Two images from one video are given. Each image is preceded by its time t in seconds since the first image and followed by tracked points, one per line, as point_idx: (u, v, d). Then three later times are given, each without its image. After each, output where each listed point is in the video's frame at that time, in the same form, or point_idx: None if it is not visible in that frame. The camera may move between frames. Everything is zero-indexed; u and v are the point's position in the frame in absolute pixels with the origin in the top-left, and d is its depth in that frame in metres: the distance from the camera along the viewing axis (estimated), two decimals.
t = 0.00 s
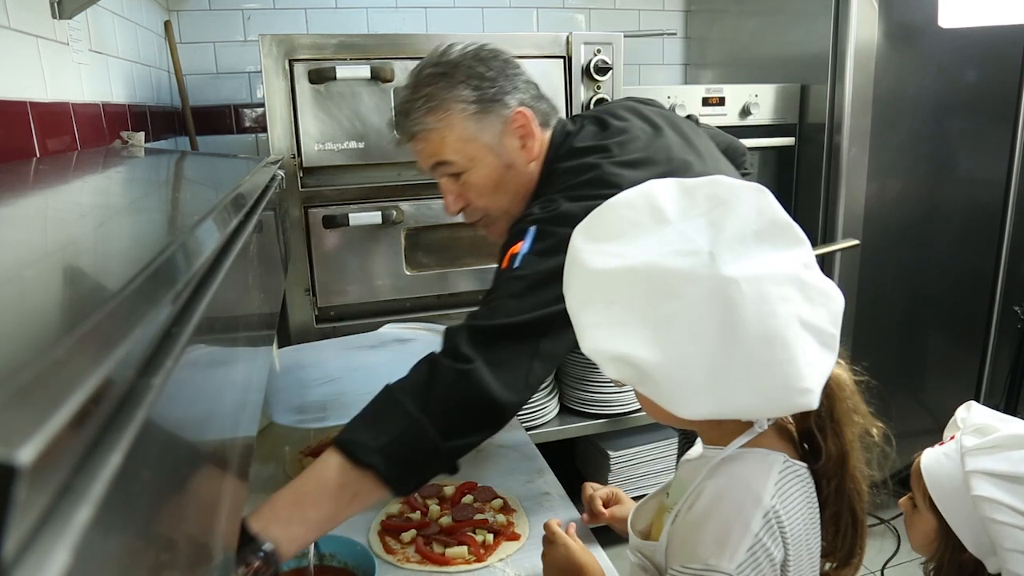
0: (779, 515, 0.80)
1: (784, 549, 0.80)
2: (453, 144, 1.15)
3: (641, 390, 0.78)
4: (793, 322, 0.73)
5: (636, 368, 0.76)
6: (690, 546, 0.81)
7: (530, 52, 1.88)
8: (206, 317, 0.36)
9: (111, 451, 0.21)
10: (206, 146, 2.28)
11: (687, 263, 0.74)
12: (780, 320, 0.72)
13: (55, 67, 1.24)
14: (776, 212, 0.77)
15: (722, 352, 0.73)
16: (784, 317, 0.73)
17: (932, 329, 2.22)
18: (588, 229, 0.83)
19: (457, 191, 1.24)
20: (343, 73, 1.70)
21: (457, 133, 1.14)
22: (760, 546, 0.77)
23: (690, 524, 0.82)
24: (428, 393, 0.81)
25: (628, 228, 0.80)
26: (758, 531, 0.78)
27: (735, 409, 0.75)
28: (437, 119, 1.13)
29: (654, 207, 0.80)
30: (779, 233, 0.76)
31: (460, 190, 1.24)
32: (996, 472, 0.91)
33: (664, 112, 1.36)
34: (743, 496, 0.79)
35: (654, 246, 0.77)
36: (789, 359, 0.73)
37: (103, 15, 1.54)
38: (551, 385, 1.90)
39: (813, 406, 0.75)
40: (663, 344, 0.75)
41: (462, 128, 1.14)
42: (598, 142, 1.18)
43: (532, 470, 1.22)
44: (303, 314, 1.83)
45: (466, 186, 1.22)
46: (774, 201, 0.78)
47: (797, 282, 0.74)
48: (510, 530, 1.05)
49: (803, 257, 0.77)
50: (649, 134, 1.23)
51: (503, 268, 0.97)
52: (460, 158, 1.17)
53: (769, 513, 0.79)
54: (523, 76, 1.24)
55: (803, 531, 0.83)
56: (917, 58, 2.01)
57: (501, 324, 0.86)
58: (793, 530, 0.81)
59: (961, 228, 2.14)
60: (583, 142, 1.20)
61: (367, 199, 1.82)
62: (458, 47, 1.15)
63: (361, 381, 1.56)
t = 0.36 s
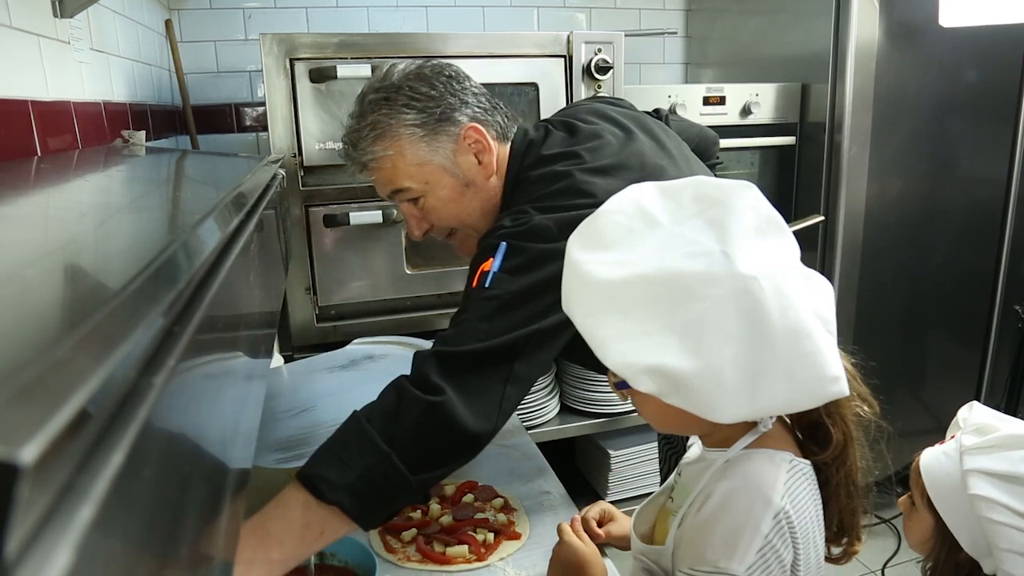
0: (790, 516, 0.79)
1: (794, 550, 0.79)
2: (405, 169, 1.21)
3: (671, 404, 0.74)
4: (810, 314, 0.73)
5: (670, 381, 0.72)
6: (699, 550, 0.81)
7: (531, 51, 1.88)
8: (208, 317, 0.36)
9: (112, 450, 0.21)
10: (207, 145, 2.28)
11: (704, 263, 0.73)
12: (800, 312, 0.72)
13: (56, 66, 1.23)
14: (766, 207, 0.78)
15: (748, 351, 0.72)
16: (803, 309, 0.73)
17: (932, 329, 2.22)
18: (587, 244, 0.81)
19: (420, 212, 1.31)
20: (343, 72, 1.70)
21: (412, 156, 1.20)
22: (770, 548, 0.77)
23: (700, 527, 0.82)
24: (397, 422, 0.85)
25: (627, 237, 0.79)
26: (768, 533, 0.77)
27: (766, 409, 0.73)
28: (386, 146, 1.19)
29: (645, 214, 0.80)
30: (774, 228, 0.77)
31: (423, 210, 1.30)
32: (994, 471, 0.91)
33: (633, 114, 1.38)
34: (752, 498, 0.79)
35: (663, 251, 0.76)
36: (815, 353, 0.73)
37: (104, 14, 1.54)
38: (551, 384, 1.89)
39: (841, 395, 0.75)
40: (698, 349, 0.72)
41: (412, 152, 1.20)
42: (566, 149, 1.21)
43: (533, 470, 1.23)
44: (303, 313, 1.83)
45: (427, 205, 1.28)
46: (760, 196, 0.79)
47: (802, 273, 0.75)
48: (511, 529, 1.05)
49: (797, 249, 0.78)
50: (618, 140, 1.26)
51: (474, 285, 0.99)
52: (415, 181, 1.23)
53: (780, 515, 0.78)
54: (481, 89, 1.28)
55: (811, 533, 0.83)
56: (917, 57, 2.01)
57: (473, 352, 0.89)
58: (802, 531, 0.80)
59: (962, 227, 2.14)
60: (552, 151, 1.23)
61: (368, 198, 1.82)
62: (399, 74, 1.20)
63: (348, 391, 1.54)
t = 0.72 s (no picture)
0: (784, 515, 0.79)
1: (788, 548, 0.80)
2: (426, 131, 1.21)
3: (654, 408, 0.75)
4: (794, 316, 0.73)
5: (651, 389, 0.73)
6: (694, 548, 0.81)
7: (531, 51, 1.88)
8: (208, 317, 0.36)
9: (112, 450, 0.21)
10: (207, 144, 2.28)
11: (687, 268, 0.73)
12: (783, 314, 0.72)
13: (56, 65, 1.23)
14: (752, 208, 0.78)
15: (730, 355, 0.72)
16: (786, 311, 0.73)
17: (932, 329, 2.22)
18: (569, 249, 0.81)
19: (439, 172, 1.31)
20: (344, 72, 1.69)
21: (428, 121, 1.20)
22: (764, 546, 0.77)
23: (695, 525, 0.81)
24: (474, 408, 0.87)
25: (611, 241, 0.79)
26: (762, 531, 0.77)
27: (750, 411, 0.73)
28: (407, 108, 1.20)
29: (630, 219, 0.79)
30: (758, 228, 0.77)
31: (443, 173, 1.30)
32: (991, 470, 0.91)
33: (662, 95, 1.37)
34: (747, 497, 0.79)
35: (646, 255, 0.76)
36: (799, 355, 0.72)
37: (104, 13, 1.54)
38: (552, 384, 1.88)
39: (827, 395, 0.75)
40: (679, 356, 0.72)
41: (432, 115, 1.20)
42: (596, 113, 1.18)
43: (533, 470, 1.23)
44: (303, 313, 1.84)
45: (447, 167, 1.28)
46: (746, 197, 0.79)
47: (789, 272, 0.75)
48: (511, 529, 1.05)
49: (784, 247, 0.78)
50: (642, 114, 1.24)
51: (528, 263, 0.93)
52: (434, 144, 1.23)
53: (774, 513, 0.79)
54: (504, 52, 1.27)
55: (806, 531, 0.83)
56: (917, 56, 2.00)
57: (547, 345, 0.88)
58: (797, 529, 0.80)
59: (961, 227, 2.14)
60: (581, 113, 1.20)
61: (369, 198, 1.82)
62: (422, 34, 1.19)
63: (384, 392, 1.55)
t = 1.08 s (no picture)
0: (783, 515, 0.79)
1: (789, 548, 0.80)
2: (503, 85, 1.31)
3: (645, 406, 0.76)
4: (791, 319, 0.73)
5: (641, 385, 0.74)
6: (693, 547, 0.81)
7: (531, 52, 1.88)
8: (209, 317, 0.36)
9: (112, 450, 0.21)
10: (207, 144, 2.28)
11: (684, 269, 0.73)
12: (780, 319, 0.72)
13: (56, 66, 1.23)
14: (758, 210, 0.77)
15: (725, 357, 0.72)
16: (784, 316, 0.72)
17: (932, 330, 2.22)
18: (572, 245, 0.81)
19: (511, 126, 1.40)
20: (344, 72, 1.70)
21: (505, 75, 1.30)
22: (764, 546, 0.77)
23: (696, 524, 0.81)
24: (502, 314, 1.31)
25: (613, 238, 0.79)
26: (762, 531, 0.77)
27: (742, 415, 0.73)
28: (488, 62, 1.30)
29: (635, 215, 0.79)
30: (764, 230, 0.76)
31: (516, 126, 1.39)
32: (983, 464, 0.91)
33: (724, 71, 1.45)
34: (746, 496, 0.79)
35: (644, 254, 0.76)
36: (793, 361, 0.72)
37: (105, 13, 1.54)
38: (551, 384, 1.84)
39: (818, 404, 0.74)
40: (671, 357, 0.73)
41: (509, 70, 1.30)
42: (663, 81, 1.32)
43: (533, 470, 1.23)
44: (303, 314, 1.84)
45: (519, 123, 1.38)
46: (753, 198, 0.79)
47: (789, 277, 0.74)
48: (511, 530, 1.05)
49: (787, 250, 0.77)
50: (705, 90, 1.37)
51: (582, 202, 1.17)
52: (508, 97, 1.33)
53: (773, 513, 0.79)
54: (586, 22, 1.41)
55: (807, 532, 0.83)
56: (917, 56, 2.00)
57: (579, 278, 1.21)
58: (797, 530, 0.81)
59: (961, 227, 2.14)
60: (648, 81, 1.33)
61: (368, 199, 1.82)
62: None
63: (435, 373, 1.57)
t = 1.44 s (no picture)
0: (779, 516, 0.80)
1: (785, 548, 0.80)
2: (572, 62, 1.40)
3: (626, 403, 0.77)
4: (778, 338, 0.72)
5: (614, 383, 0.76)
6: (690, 545, 0.81)
7: (530, 51, 1.88)
8: (209, 317, 0.36)
9: (113, 449, 0.21)
10: (208, 145, 2.28)
11: (673, 276, 0.73)
12: (765, 337, 0.71)
13: (56, 67, 1.23)
14: (769, 218, 0.76)
15: (705, 367, 0.72)
16: (770, 333, 0.71)
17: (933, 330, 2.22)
18: (579, 235, 0.81)
19: (578, 102, 1.49)
20: (344, 72, 1.70)
21: (575, 53, 1.39)
22: (761, 547, 0.78)
23: (692, 523, 0.82)
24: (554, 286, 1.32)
25: (621, 232, 0.78)
26: (759, 532, 0.78)
27: (717, 426, 0.73)
28: (561, 40, 1.40)
29: (647, 210, 0.78)
30: (770, 239, 0.75)
31: (581, 101, 1.48)
32: (981, 462, 0.91)
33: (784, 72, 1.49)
34: (743, 496, 0.80)
35: (641, 255, 0.76)
36: (774, 382, 0.71)
37: (105, 14, 1.54)
38: (551, 385, 1.83)
39: (795, 426, 0.74)
40: (646, 361, 0.74)
41: (579, 49, 1.39)
42: (720, 67, 1.38)
43: (532, 470, 1.23)
44: (304, 315, 1.83)
45: (584, 98, 1.47)
46: (768, 205, 0.77)
47: (784, 293, 0.73)
48: (511, 530, 1.05)
49: (789, 265, 0.75)
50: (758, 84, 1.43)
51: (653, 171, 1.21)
52: (577, 74, 1.42)
53: (770, 514, 0.79)
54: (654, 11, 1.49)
55: (803, 532, 0.83)
56: (917, 56, 2.00)
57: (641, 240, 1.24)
58: (793, 530, 0.81)
59: (962, 227, 2.14)
60: (707, 68, 1.38)
61: (369, 199, 1.82)
62: None
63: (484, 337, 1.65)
